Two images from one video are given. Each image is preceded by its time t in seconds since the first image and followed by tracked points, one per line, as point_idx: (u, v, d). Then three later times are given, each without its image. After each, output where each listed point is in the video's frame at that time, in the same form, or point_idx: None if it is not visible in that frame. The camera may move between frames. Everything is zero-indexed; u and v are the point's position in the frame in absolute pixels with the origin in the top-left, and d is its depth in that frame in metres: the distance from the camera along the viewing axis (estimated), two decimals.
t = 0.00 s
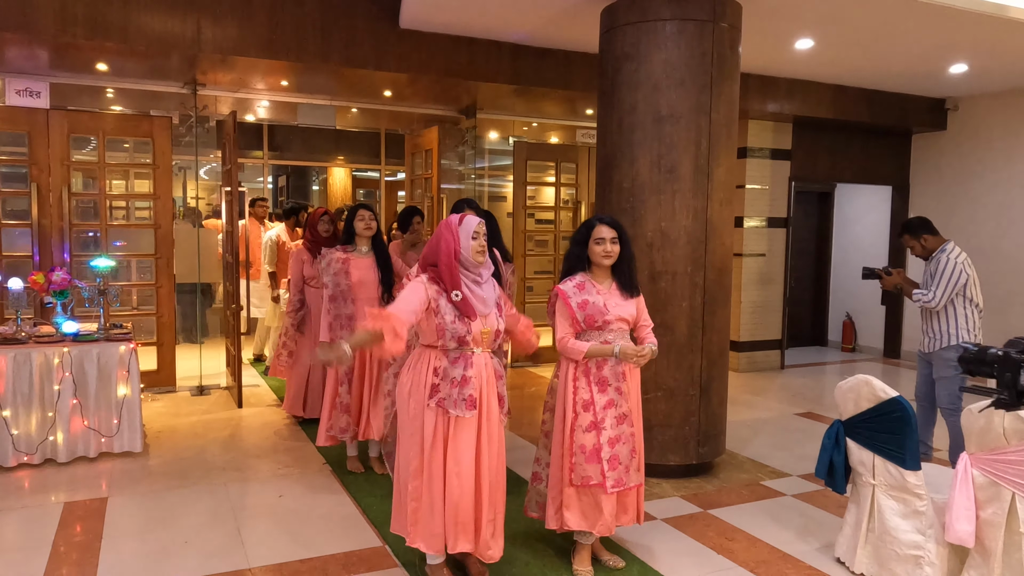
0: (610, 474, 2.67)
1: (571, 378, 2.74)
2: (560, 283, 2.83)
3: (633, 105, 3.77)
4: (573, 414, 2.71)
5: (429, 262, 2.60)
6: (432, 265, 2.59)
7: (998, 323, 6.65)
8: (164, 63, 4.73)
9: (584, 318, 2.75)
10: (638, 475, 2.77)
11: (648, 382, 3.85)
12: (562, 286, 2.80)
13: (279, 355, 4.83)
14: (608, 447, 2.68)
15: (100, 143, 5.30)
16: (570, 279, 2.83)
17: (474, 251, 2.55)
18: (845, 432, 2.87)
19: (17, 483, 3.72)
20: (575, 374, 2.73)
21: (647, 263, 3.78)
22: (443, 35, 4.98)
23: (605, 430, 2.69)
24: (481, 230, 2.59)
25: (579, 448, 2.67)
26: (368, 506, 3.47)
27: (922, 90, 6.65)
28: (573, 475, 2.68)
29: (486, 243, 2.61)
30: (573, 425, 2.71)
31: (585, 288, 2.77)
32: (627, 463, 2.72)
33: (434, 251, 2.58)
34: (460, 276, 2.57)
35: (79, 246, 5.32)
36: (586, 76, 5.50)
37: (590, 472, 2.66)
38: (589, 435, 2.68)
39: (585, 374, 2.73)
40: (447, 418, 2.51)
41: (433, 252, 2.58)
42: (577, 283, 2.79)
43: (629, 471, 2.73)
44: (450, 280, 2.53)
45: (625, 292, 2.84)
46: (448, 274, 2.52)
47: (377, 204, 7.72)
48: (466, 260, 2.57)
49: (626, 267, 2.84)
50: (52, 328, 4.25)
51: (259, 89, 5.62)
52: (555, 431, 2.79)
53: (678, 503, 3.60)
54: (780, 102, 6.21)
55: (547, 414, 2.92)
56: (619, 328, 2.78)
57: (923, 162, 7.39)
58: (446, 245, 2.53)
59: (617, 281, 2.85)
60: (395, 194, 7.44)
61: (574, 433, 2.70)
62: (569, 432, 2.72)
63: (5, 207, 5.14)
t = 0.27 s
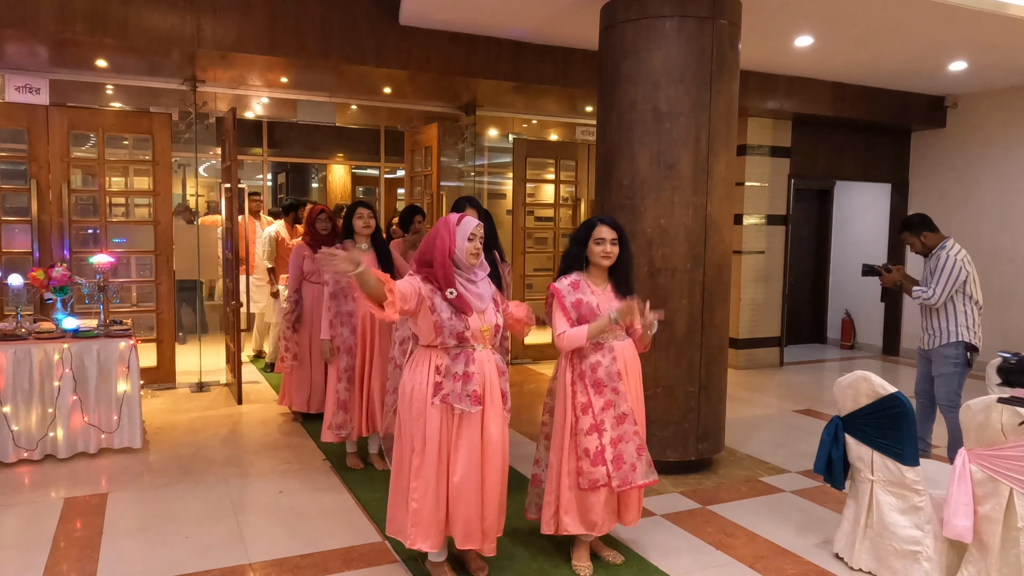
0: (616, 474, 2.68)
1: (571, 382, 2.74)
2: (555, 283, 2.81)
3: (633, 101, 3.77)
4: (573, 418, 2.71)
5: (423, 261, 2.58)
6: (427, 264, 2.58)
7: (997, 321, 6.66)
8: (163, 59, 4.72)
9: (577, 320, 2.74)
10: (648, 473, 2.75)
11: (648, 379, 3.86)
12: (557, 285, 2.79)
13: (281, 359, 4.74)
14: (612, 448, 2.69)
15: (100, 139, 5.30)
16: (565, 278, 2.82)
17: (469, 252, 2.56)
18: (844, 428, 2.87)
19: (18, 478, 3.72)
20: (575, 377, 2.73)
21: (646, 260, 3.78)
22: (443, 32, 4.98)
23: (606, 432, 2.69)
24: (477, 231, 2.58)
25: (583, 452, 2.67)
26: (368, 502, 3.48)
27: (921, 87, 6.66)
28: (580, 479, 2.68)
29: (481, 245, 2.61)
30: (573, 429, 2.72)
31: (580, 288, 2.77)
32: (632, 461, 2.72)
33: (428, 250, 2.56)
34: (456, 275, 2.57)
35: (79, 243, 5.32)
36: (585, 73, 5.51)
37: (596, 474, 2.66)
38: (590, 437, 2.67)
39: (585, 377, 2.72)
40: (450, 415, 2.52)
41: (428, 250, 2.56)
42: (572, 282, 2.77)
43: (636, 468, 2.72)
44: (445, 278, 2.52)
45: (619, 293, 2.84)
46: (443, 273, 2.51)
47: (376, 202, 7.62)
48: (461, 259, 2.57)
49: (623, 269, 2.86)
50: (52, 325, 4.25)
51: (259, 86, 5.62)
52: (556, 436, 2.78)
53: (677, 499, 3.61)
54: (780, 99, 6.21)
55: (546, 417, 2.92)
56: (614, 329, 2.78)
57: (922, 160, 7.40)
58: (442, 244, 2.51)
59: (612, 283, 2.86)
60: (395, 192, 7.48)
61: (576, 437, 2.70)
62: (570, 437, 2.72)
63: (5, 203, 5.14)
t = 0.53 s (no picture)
0: (610, 471, 2.67)
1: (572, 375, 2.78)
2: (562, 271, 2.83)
3: (633, 98, 3.78)
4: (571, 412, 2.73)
5: (420, 271, 2.58)
6: (425, 275, 2.57)
7: (996, 318, 6.68)
8: (164, 56, 4.73)
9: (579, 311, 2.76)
10: (642, 472, 2.73)
11: (648, 375, 3.87)
12: (564, 275, 2.79)
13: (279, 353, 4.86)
14: (608, 444, 2.68)
15: (101, 136, 5.30)
16: (572, 269, 2.83)
17: (464, 263, 2.53)
18: (844, 424, 2.88)
19: (20, 474, 3.74)
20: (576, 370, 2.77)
21: (647, 256, 3.79)
22: (443, 29, 4.99)
23: (604, 427, 2.69)
24: (474, 243, 2.57)
25: (578, 445, 2.68)
26: (369, 497, 3.49)
27: (921, 85, 6.67)
28: (572, 473, 2.68)
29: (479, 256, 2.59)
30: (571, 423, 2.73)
31: (587, 279, 2.78)
32: (628, 459, 2.70)
33: (425, 260, 2.56)
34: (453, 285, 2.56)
35: (80, 239, 5.33)
36: (586, 70, 5.51)
37: (589, 468, 2.67)
38: (586, 431, 2.69)
39: (585, 370, 2.74)
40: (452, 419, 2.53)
41: (425, 261, 2.56)
42: (579, 272, 2.79)
43: (631, 466, 2.70)
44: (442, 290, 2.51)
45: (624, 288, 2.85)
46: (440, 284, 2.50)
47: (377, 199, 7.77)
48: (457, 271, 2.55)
49: (625, 261, 2.89)
50: (53, 321, 4.26)
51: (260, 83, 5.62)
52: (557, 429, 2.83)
53: (677, 495, 3.62)
54: (780, 97, 6.22)
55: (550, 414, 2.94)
56: (614, 323, 2.78)
57: (922, 157, 7.41)
58: (438, 255, 2.51)
59: (615, 276, 2.88)
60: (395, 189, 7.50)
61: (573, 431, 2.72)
62: (568, 430, 2.75)
63: (6, 200, 5.14)
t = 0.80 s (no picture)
0: (603, 468, 2.69)
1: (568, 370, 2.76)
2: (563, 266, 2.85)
3: (632, 96, 3.79)
4: (567, 408, 2.72)
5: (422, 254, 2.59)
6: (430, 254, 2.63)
7: (993, 316, 6.70)
8: (162, 52, 4.72)
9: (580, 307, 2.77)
10: (637, 470, 2.75)
11: (646, 372, 3.88)
12: (565, 270, 2.82)
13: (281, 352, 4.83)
14: (603, 441, 2.69)
15: (99, 133, 5.30)
16: (573, 266, 2.86)
17: (466, 240, 2.56)
18: (841, 420, 2.89)
19: (18, 470, 3.74)
20: (572, 365, 2.76)
21: (645, 254, 3.80)
22: (442, 26, 4.99)
23: (599, 424, 2.70)
24: (474, 218, 2.59)
25: (573, 442, 2.68)
26: (368, 493, 3.50)
27: (919, 84, 6.68)
28: (566, 468, 2.69)
29: (480, 232, 2.61)
30: (566, 419, 2.73)
31: (589, 276, 2.80)
32: (622, 457, 2.72)
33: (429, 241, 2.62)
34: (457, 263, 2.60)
35: (78, 236, 5.32)
36: (584, 68, 5.52)
37: (583, 465, 2.68)
38: (583, 428, 2.69)
39: (582, 367, 2.74)
40: (456, 403, 2.54)
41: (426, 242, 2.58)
42: (581, 270, 2.81)
43: (626, 465, 2.72)
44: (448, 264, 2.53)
45: (626, 286, 2.86)
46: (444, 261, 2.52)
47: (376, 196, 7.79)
48: (460, 248, 2.59)
49: (626, 259, 2.85)
50: (52, 317, 4.26)
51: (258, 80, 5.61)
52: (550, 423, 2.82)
53: (674, 491, 3.63)
54: (778, 95, 6.23)
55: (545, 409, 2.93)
56: (616, 323, 2.80)
57: (920, 156, 7.42)
58: (440, 235, 2.56)
59: (616, 275, 2.87)
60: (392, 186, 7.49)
61: (568, 427, 2.72)
62: (563, 425, 2.74)
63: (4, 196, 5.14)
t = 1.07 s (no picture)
0: (592, 468, 2.69)
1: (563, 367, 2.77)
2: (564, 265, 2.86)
3: (629, 95, 3.79)
4: (561, 404, 2.74)
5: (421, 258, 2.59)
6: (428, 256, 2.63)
7: (989, 315, 6.73)
8: (160, 52, 4.72)
9: (580, 304, 2.78)
10: (626, 473, 2.73)
11: (643, 371, 3.89)
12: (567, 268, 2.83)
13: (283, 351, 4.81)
14: (593, 440, 2.69)
15: (97, 132, 5.29)
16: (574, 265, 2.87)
17: (463, 242, 2.56)
18: (838, 419, 2.90)
19: (16, 469, 3.74)
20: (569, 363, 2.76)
21: (642, 253, 3.81)
22: (439, 25, 4.99)
23: (592, 423, 2.71)
24: (470, 219, 2.58)
25: (564, 439, 2.70)
26: (366, 492, 3.51)
27: (915, 83, 6.70)
28: (555, 465, 2.71)
29: (477, 232, 2.60)
30: (559, 416, 2.74)
31: (590, 274, 2.81)
32: (612, 459, 2.71)
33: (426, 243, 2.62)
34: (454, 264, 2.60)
35: (75, 235, 5.32)
36: (581, 67, 5.53)
37: (573, 463, 2.69)
38: (574, 426, 2.70)
39: (578, 365, 2.74)
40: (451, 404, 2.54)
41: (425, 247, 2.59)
42: (582, 269, 2.82)
43: (615, 467, 2.70)
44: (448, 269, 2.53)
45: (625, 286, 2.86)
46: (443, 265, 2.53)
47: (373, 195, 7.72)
48: (457, 250, 2.59)
49: (623, 257, 2.83)
50: (49, 316, 4.26)
51: (256, 79, 5.60)
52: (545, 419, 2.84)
53: (672, 490, 3.64)
54: (775, 94, 6.24)
55: (539, 404, 2.94)
56: (615, 323, 2.81)
57: (916, 155, 7.44)
58: (435, 237, 2.57)
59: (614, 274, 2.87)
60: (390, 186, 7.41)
61: (560, 424, 2.73)
62: (556, 422, 2.76)
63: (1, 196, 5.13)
